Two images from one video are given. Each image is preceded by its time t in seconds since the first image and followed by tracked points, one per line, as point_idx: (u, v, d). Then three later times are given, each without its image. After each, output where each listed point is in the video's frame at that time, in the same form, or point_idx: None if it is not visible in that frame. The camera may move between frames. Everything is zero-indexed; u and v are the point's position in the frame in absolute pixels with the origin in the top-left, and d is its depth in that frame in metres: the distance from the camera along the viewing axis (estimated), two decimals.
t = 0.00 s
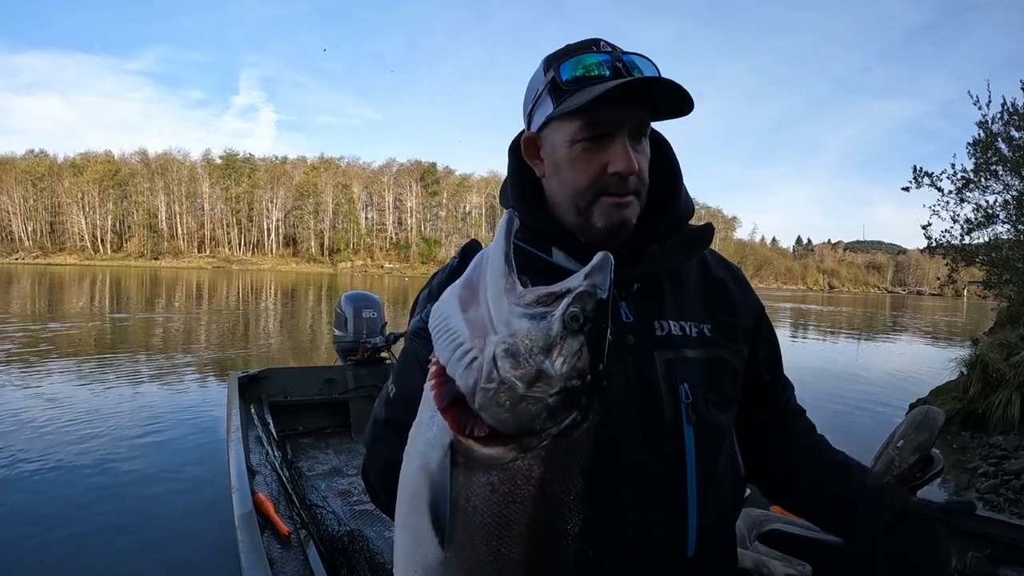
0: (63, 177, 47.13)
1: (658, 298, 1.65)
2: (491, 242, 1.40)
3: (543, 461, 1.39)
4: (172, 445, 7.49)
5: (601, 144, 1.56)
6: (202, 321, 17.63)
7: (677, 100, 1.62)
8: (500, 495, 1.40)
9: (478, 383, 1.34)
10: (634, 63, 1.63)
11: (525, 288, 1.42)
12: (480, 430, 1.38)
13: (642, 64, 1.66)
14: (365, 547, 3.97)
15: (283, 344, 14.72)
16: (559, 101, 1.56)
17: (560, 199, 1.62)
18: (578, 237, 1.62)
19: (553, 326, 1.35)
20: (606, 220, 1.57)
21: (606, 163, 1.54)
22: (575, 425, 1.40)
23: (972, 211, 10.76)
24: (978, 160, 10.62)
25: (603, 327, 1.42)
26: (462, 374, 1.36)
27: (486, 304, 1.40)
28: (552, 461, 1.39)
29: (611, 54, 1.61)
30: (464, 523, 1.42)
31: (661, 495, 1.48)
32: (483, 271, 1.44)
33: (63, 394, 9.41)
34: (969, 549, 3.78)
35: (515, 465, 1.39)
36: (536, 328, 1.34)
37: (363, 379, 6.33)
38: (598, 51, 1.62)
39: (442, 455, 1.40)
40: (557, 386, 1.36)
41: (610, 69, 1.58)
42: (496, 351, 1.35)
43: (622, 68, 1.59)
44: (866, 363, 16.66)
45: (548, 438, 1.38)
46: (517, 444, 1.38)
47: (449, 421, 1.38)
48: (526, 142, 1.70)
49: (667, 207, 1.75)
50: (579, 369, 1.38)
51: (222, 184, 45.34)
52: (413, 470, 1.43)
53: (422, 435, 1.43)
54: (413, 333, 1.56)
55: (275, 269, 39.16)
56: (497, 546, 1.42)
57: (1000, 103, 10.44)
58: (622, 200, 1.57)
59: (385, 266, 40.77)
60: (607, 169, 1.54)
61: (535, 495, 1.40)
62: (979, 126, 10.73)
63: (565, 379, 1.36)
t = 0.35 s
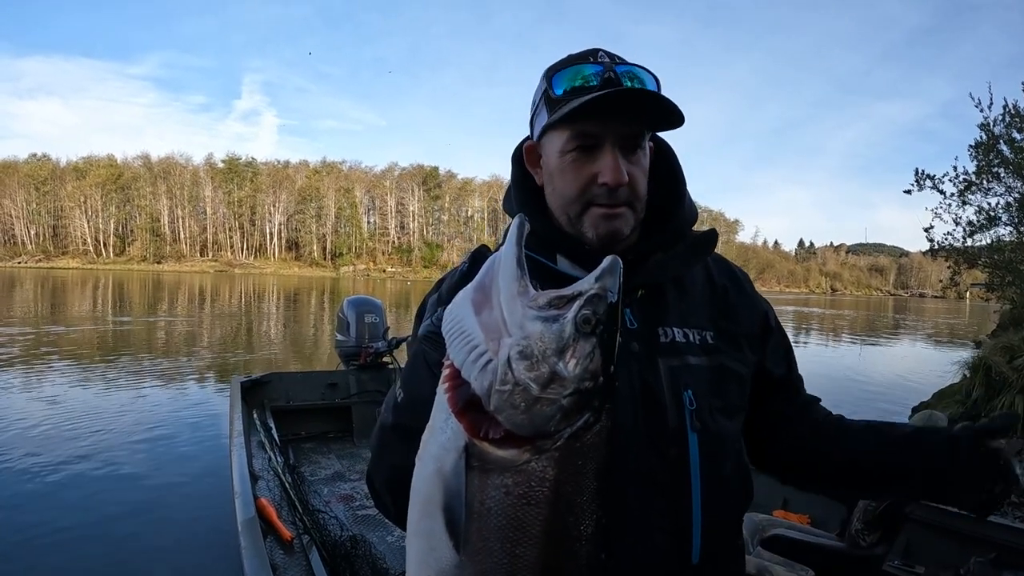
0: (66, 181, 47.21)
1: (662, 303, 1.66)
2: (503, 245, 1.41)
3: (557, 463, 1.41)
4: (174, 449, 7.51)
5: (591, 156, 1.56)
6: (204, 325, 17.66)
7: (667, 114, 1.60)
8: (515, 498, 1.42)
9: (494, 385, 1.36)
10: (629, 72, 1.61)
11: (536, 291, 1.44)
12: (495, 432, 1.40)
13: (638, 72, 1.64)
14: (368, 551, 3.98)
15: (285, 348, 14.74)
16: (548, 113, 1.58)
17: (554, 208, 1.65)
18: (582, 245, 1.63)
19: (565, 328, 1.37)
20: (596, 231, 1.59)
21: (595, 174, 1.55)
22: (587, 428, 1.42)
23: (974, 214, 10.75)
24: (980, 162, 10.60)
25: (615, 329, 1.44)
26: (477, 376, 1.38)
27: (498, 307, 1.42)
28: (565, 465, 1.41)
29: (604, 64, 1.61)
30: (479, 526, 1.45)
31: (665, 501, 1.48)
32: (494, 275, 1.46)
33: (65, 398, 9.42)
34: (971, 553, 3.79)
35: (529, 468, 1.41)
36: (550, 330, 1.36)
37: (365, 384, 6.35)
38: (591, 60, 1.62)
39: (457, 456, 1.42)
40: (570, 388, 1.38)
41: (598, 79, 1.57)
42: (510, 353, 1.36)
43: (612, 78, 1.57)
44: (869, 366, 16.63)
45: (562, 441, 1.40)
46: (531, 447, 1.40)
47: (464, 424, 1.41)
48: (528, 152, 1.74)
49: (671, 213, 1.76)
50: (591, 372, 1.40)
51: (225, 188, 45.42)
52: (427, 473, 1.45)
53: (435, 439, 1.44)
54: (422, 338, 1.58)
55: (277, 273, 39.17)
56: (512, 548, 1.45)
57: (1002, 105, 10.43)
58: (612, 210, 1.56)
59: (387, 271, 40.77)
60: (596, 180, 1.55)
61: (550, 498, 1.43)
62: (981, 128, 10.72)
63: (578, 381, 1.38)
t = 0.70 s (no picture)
0: (64, 181, 47.12)
1: (666, 308, 1.65)
2: (511, 252, 1.38)
3: (564, 475, 1.38)
4: (172, 449, 7.49)
5: (595, 153, 1.56)
6: (202, 326, 17.63)
7: (666, 110, 1.60)
8: (522, 509, 1.39)
9: (501, 400, 1.34)
10: (631, 70, 1.61)
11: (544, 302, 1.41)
12: (502, 445, 1.37)
13: (641, 70, 1.64)
14: (366, 553, 3.97)
15: (283, 349, 14.73)
16: (551, 111, 1.58)
17: (559, 207, 1.64)
18: (583, 244, 1.62)
19: (574, 339, 1.35)
20: (601, 229, 1.58)
21: (599, 171, 1.55)
22: (595, 439, 1.40)
23: (972, 214, 10.76)
24: (978, 163, 10.61)
25: (622, 341, 1.42)
26: (484, 390, 1.35)
27: (505, 318, 1.39)
28: (571, 476, 1.39)
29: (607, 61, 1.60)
30: (485, 538, 1.41)
31: (668, 504, 1.49)
32: (501, 285, 1.42)
33: (63, 399, 9.39)
34: (971, 554, 3.77)
35: (536, 480, 1.38)
36: (558, 342, 1.34)
37: (363, 385, 6.34)
38: (593, 58, 1.61)
39: (463, 468, 1.40)
40: (577, 401, 1.36)
41: (602, 77, 1.57)
42: (517, 366, 1.34)
43: (616, 75, 1.57)
44: (866, 367, 16.65)
45: (569, 452, 1.38)
46: (538, 458, 1.37)
47: (470, 436, 1.38)
48: (531, 152, 1.73)
49: (675, 217, 1.76)
50: (599, 383, 1.38)
51: (223, 189, 45.38)
52: (432, 483, 1.42)
53: (441, 449, 1.42)
54: (428, 345, 1.56)
55: (276, 274, 39.14)
56: (518, 560, 1.40)
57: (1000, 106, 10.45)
58: (616, 207, 1.56)
59: (386, 272, 40.75)
60: (600, 177, 1.55)
61: (557, 510, 1.39)
62: (979, 129, 10.73)
63: (586, 394, 1.37)
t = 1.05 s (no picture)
0: (63, 182, 47.07)
1: (665, 311, 1.65)
2: (505, 267, 1.38)
3: (560, 493, 1.37)
4: (170, 450, 7.47)
5: (571, 151, 1.55)
6: (201, 326, 17.61)
7: (644, 108, 1.57)
8: (517, 528, 1.37)
9: (494, 420, 1.33)
10: (610, 64, 1.59)
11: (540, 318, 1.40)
12: (497, 465, 1.36)
13: (622, 64, 1.61)
14: (364, 553, 3.96)
15: (282, 349, 14.72)
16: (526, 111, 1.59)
17: (545, 206, 1.64)
18: (578, 246, 1.61)
19: (570, 357, 1.35)
20: (583, 228, 1.56)
21: (574, 169, 1.54)
22: (591, 456, 1.40)
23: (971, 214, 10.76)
24: (976, 163, 10.62)
25: (618, 358, 1.43)
26: (478, 410, 1.35)
27: (499, 335, 1.38)
28: (567, 492, 1.38)
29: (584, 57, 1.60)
30: (480, 556, 1.39)
31: (666, 509, 1.48)
32: (495, 299, 1.42)
33: (61, 399, 9.38)
34: (969, 553, 3.77)
35: (532, 498, 1.37)
36: (553, 360, 1.34)
37: (362, 386, 6.33)
38: (570, 55, 1.61)
39: (457, 487, 1.38)
40: (574, 420, 1.36)
41: (576, 74, 1.56)
42: (512, 386, 1.33)
43: (590, 71, 1.56)
44: (866, 366, 16.66)
45: (565, 471, 1.37)
46: (533, 476, 1.36)
47: (464, 456, 1.37)
48: (522, 153, 1.75)
49: (674, 219, 1.76)
50: (595, 401, 1.38)
51: (222, 188, 45.32)
52: (426, 501, 1.41)
53: (434, 468, 1.41)
54: (421, 360, 1.56)
55: (274, 274, 39.08)
56: None
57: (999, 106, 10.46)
58: (595, 206, 1.54)
59: (385, 272, 40.71)
60: (575, 176, 1.53)
61: (553, 529, 1.38)
62: (978, 129, 10.74)
63: (582, 413, 1.36)
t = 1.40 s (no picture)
0: (64, 179, 47.09)
1: (675, 311, 1.65)
2: (507, 263, 1.39)
3: (555, 496, 1.37)
4: (171, 447, 7.48)
5: (574, 146, 1.56)
6: (202, 324, 17.62)
7: (648, 102, 1.56)
8: (511, 530, 1.38)
9: (489, 419, 1.33)
10: (614, 58, 1.59)
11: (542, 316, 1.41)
12: (492, 465, 1.36)
13: (625, 58, 1.60)
14: (365, 552, 3.97)
15: (283, 347, 14.72)
16: (528, 107, 1.59)
17: (551, 203, 1.65)
18: (584, 244, 1.61)
19: (571, 357, 1.36)
20: (588, 225, 1.56)
21: (578, 165, 1.54)
22: (591, 460, 1.40)
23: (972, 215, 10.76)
24: (978, 164, 10.62)
25: (621, 359, 1.42)
26: (473, 409, 1.35)
27: (499, 333, 1.39)
28: (562, 495, 1.38)
29: (587, 51, 1.60)
30: (472, 558, 1.39)
31: (672, 512, 1.49)
32: (496, 297, 1.42)
33: (61, 396, 9.37)
34: (970, 554, 3.78)
35: (526, 500, 1.37)
36: (552, 359, 1.34)
37: (362, 384, 6.33)
38: (574, 50, 1.61)
39: (451, 486, 1.39)
40: (572, 422, 1.36)
41: (579, 68, 1.56)
42: (508, 384, 1.33)
43: (593, 65, 1.55)
44: (866, 367, 16.65)
45: (561, 474, 1.37)
46: (529, 478, 1.37)
47: (459, 454, 1.37)
48: (529, 151, 1.75)
49: (685, 216, 1.76)
50: (595, 403, 1.38)
51: (223, 186, 45.31)
52: (421, 500, 1.41)
53: (429, 466, 1.42)
54: (421, 356, 1.56)
55: (275, 272, 39.08)
56: None
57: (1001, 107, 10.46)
58: (600, 202, 1.54)
59: (385, 270, 40.70)
60: (579, 171, 1.53)
61: (547, 533, 1.38)
62: (979, 131, 10.74)
63: (581, 415, 1.36)
